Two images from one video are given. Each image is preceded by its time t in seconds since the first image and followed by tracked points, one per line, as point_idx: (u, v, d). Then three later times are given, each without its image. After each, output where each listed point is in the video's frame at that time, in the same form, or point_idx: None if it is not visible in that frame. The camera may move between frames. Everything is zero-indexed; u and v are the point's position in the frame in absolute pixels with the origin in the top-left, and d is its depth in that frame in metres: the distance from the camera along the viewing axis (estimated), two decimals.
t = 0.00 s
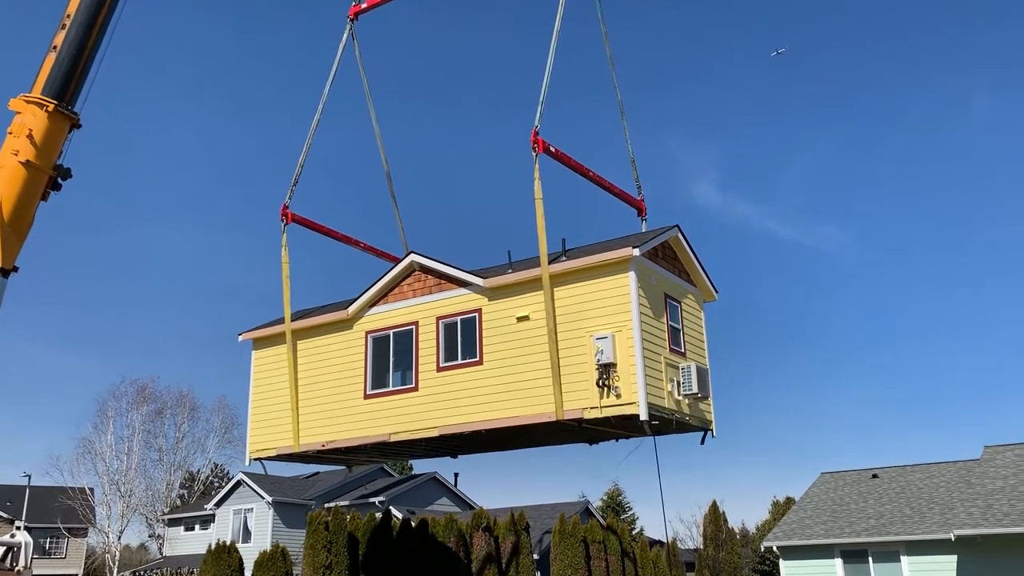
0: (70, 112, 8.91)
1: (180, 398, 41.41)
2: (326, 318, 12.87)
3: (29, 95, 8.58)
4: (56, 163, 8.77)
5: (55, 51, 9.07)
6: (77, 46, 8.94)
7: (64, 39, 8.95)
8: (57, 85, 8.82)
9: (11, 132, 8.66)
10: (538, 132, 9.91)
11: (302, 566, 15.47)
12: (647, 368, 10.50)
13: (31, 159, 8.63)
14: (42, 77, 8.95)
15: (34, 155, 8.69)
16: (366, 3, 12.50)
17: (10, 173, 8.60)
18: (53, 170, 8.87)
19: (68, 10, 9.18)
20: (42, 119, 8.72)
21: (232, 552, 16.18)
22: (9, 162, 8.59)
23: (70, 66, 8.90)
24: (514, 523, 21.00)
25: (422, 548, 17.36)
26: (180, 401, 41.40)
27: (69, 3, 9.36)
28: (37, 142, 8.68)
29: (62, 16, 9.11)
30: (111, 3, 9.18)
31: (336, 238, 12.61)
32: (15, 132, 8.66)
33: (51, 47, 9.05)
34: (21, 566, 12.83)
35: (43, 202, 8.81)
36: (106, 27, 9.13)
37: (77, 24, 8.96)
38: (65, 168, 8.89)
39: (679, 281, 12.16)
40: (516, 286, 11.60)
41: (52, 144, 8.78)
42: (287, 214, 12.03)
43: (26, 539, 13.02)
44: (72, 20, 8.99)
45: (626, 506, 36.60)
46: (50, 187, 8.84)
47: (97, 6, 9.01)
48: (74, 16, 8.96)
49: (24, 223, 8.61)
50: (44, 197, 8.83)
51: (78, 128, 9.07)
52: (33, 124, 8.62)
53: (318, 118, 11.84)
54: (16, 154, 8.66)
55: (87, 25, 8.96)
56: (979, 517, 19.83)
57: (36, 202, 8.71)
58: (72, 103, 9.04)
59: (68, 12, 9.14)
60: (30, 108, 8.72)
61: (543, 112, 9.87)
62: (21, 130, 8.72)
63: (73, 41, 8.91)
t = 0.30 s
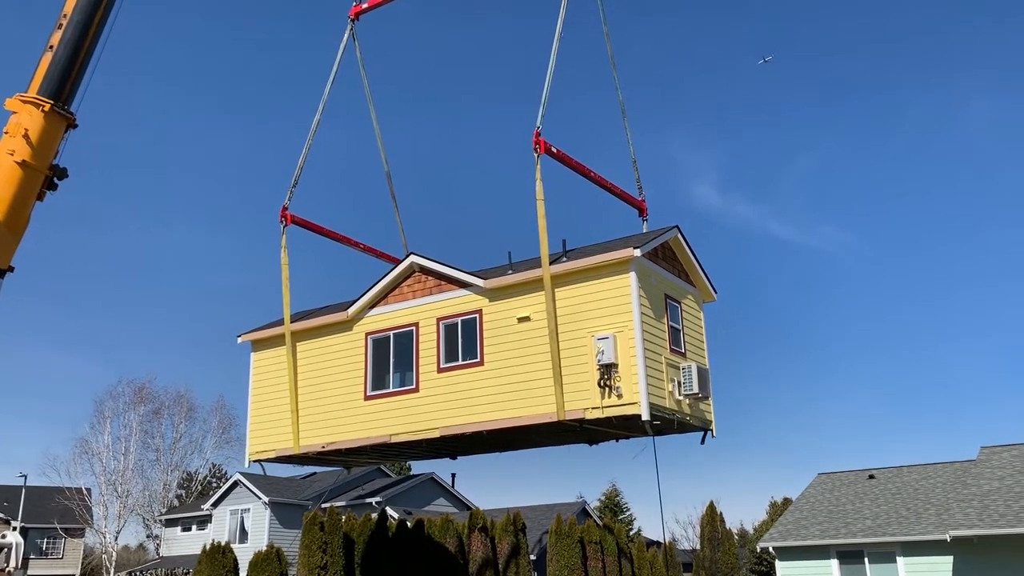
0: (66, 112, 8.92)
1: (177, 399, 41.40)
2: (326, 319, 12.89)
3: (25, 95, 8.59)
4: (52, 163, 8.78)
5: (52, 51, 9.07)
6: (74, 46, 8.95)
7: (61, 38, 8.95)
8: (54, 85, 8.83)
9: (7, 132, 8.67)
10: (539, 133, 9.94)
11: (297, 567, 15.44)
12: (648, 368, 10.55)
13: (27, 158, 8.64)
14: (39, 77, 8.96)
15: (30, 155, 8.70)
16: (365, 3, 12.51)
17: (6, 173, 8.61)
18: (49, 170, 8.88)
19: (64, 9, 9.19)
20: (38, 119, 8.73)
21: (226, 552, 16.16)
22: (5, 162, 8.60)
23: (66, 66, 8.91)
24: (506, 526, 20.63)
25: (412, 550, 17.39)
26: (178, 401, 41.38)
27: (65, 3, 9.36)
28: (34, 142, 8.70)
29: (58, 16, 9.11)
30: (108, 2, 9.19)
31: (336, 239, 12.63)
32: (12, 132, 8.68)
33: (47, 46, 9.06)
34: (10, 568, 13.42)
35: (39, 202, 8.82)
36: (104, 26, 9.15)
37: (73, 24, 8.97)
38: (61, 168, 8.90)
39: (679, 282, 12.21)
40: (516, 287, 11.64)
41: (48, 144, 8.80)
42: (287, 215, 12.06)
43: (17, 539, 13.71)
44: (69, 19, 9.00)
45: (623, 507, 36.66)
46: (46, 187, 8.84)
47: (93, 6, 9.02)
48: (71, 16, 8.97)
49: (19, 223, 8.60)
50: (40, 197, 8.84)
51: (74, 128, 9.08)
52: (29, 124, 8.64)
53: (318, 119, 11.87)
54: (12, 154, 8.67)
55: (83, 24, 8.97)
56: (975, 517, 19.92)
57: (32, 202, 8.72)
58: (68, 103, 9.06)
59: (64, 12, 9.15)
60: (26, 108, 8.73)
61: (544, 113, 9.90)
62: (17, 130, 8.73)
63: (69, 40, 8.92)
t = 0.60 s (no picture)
0: (64, 110, 8.88)
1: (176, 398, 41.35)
2: (328, 319, 12.87)
3: (22, 94, 8.56)
4: (50, 162, 8.75)
5: (50, 49, 9.04)
6: (71, 45, 8.91)
7: (58, 37, 8.92)
8: (51, 84, 8.80)
9: (4, 131, 8.64)
10: (544, 132, 9.92)
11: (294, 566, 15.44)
12: (652, 366, 10.55)
13: (24, 157, 8.62)
14: (36, 75, 8.92)
15: (27, 154, 8.68)
16: (368, 2, 12.48)
17: (4, 172, 8.59)
18: (46, 169, 8.85)
19: (63, 8, 9.16)
20: (35, 118, 8.70)
21: (224, 551, 16.15)
22: (3, 161, 8.59)
23: (65, 64, 8.88)
24: (507, 523, 20.58)
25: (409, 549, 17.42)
26: (176, 400, 41.32)
27: (63, 1, 9.32)
28: (31, 141, 8.68)
29: (57, 13, 9.07)
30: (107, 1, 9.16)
31: (337, 238, 12.60)
32: (8, 130, 8.64)
33: (45, 44, 9.02)
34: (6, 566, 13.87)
35: (37, 200, 8.80)
36: (102, 24, 9.11)
37: (71, 22, 8.92)
38: (58, 167, 8.87)
39: (681, 281, 12.22)
40: (519, 286, 11.63)
41: (45, 142, 8.77)
42: (289, 214, 12.03)
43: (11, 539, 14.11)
44: (66, 18, 8.96)
45: (622, 506, 36.70)
46: (44, 186, 8.83)
47: (91, 4, 8.98)
48: (69, 14, 8.93)
49: (17, 222, 8.60)
50: (37, 196, 8.82)
51: (72, 126, 9.04)
52: (27, 123, 8.61)
53: (321, 118, 11.84)
54: (10, 153, 8.65)
55: (81, 22, 8.93)
56: (974, 515, 19.97)
57: (30, 201, 8.70)
58: (66, 101, 9.03)
59: (62, 10, 9.11)
60: (23, 106, 8.70)
61: (549, 111, 9.87)
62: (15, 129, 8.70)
63: (67, 39, 8.88)
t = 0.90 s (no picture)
0: (64, 108, 8.87)
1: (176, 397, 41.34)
2: (331, 317, 12.85)
3: (22, 91, 8.55)
4: (50, 160, 8.74)
5: (49, 47, 9.02)
6: (71, 43, 8.90)
7: (58, 35, 8.90)
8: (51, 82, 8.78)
9: (4, 129, 8.62)
10: (549, 129, 9.92)
11: (294, 564, 15.45)
12: (656, 363, 10.55)
13: (24, 156, 8.60)
14: (36, 73, 8.90)
15: (27, 152, 8.66)
16: None
17: (4, 170, 8.57)
18: (47, 167, 8.84)
19: (63, 6, 9.14)
20: (35, 116, 8.68)
21: (223, 549, 16.13)
22: (3, 160, 8.56)
23: (65, 62, 8.87)
24: (507, 521, 20.92)
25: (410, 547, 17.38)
26: (177, 399, 41.33)
27: None
28: (31, 139, 8.66)
29: (57, 11, 9.06)
30: None
31: (340, 237, 12.58)
32: (8, 128, 8.62)
33: (45, 43, 9.00)
34: None
35: (37, 198, 8.78)
36: (102, 22, 9.09)
37: (71, 20, 8.91)
38: (58, 165, 8.86)
39: (685, 279, 12.20)
40: (522, 283, 11.61)
41: (45, 141, 8.75)
42: (293, 211, 12.02)
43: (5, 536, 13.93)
44: (66, 16, 8.94)
45: (623, 504, 36.71)
46: (44, 184, 8.81)
47: (92, 2, 8.96)
48: (68, 12, 8.92)
49: (17, 221, 8.57)
50: (37, 194, 8.80)
51: (72, 124, 9.03)
52: (27, 121, 8.59)
53: (324, 116, 11.82)
54: (10, 151, 8.63)
55: (81, 21, 8.91)
56: (975, 513, 20.00)
57: (30, 198, 8.69)
58: (66, 99, 9.01)
59: (62, 9, 9.09)
60: (23, 104, 8.69)
61: (554, 109, 9.86)
62: (15, 127, 8.68)
63: (67, 37, 8.86)
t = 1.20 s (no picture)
0: (65, 108, 8.84)
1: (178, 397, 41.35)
2: (335, 316, 12.82)
3: (23, 91, 8.52)
4: (51, 159, 8.71)
5: (50, 47, 8.98)
6: (73, 43, 8.87)
7: (59, 35, 8.87)
8: (52, 81, 8.75)
9: (5, 129, 8.59)
10: (554, 129, 9.88)
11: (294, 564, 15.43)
12: (662, 362, 10.51)
13: (25, 155, 8.56)
14: (37, 73, 8.86)
15: (28, 152, 8.62)
16: None
17: (5, 169, 8.53)
18: (47, 167, 8.80)
19: (64, 6, 9.09)
20: (36, 116, 8.65)
21: (223, 549, 16.10)
22: (3, 159, 8.53)
23: (66, 62, 8.84)
24: (509, 521, 20.89)
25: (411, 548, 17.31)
26: (179, 399, 41.30)
27: None
28: (32, 139, 8.62)
29: (58, 11, 9.02)
30: None
31: (344, 236, 12.54)
32: (9, 128, 8.58)
33: (45, 43, 8.96)
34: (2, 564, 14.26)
35: (38, 198, 8.74)
36: (103, 21, 9.06)
37: (73, 19, 8.87)
38: (59, 164, 8.83)
39: (690, 278, 12.16)
40: (528, 282, 11.57)
41: (46, 141, 8.72)
42: (297, 211, 11.99)
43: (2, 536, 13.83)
44: (67, 16, 8.91)
45: (625, 504, 36.66)
46: (44, 184, 8.77)
47: (93, 2, 8.93)
48: (70, 11, 8.88)
49: (18, 220, 8.53)
50: (38, 194, 8.75)
51: (73, 124, 9.00)
52: (28, 120, 8.56)
53: (328, 115, 11.79)
54: (11, 150, 8.59)
55: (83, 20, 8.88)
56: (978, 513, 19.95)
57: (31, 198, 8.65)
58: (67, 99, 8.97)
59: (63, 8, 9.06)
60: (24, 104, 8.65)
61: (560, 108, 9.82)
62: (16, 127, 8.64)
63: (68, 36, 8.83)
